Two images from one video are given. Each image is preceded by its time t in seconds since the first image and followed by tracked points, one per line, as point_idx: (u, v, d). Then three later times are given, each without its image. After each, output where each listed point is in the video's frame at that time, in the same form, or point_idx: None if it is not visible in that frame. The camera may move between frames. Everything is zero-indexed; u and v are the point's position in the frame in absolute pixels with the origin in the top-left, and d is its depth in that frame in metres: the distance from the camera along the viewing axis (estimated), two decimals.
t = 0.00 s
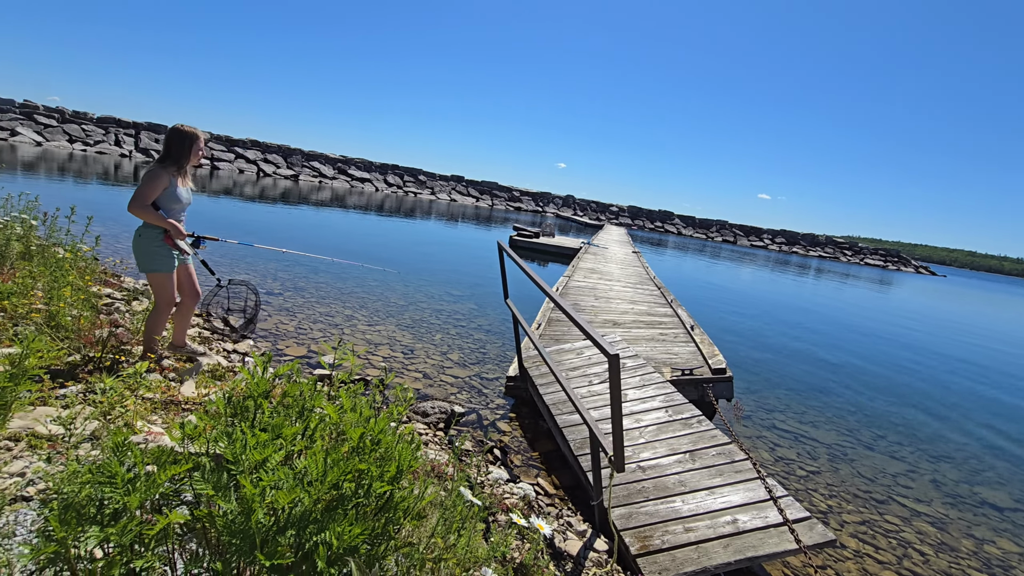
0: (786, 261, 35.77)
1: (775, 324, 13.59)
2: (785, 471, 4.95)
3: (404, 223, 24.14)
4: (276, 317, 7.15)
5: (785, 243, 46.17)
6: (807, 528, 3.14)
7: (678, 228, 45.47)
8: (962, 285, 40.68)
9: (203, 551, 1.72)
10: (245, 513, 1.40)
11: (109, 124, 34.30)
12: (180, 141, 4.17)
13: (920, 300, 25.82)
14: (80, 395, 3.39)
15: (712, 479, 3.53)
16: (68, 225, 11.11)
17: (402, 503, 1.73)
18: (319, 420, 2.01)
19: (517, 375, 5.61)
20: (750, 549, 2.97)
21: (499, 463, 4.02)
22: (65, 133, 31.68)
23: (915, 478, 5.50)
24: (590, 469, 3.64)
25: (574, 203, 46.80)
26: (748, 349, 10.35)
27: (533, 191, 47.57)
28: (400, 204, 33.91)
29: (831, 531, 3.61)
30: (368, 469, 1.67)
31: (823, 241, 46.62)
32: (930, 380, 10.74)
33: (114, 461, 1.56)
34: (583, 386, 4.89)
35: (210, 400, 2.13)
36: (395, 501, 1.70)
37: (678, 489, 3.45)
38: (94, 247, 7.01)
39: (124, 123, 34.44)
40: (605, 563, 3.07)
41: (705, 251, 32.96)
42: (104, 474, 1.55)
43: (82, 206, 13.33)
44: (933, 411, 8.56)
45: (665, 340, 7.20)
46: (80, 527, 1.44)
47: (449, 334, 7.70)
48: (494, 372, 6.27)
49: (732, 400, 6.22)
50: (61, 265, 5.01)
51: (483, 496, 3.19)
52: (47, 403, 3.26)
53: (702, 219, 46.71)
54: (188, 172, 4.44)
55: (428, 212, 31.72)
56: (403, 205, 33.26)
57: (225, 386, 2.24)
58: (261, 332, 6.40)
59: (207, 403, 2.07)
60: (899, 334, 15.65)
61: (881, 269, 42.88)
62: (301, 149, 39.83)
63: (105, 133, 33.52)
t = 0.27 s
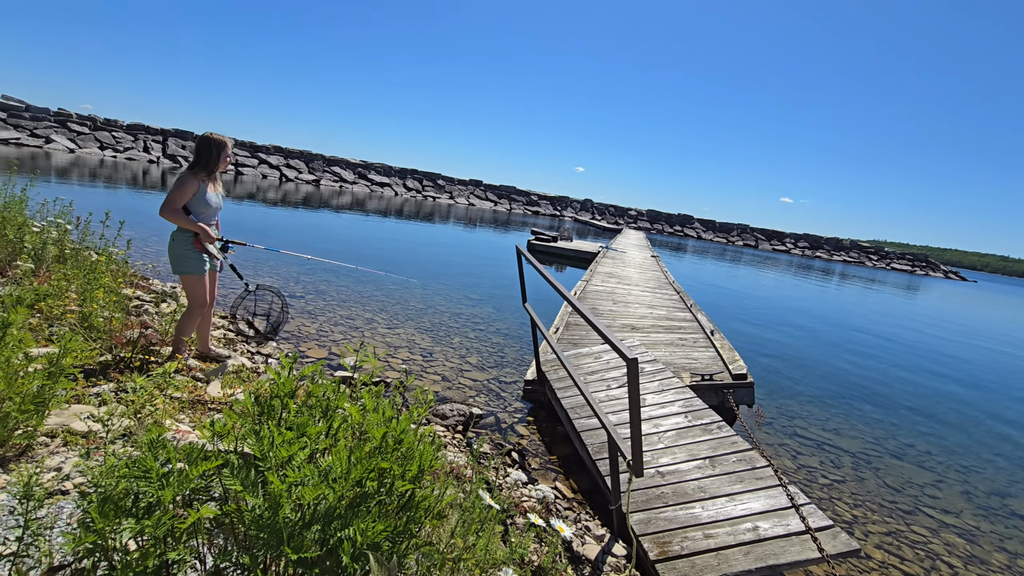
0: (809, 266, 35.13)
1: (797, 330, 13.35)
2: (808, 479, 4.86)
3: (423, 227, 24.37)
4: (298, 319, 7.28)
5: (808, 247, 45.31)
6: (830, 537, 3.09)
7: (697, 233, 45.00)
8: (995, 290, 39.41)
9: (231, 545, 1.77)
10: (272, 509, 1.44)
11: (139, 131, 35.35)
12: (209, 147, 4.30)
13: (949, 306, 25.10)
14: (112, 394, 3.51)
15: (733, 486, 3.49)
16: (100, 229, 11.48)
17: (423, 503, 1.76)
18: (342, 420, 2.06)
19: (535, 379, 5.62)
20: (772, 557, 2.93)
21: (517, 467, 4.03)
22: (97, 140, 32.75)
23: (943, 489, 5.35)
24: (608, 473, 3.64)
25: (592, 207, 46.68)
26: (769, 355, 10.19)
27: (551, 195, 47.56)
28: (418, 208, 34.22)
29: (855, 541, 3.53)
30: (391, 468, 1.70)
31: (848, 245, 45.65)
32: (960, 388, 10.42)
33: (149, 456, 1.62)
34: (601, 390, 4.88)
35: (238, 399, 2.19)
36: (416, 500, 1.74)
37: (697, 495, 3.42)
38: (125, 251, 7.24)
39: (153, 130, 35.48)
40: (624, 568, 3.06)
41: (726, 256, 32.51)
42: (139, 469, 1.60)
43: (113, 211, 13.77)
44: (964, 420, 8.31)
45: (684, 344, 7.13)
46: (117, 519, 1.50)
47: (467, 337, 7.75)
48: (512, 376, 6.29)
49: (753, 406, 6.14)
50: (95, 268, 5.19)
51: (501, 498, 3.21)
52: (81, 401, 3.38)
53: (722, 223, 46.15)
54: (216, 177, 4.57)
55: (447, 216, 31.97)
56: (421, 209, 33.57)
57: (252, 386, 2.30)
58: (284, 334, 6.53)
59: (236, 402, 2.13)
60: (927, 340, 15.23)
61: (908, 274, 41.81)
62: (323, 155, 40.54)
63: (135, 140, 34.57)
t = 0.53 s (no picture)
0: (825, 270, 34.64)
1: (813, 334, 13.18)
2: (823, 486, 4.79)
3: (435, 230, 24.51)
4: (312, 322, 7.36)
5: (824, 251, 44.69)
6: (846, 545, 3.04)
7: (711, 236, 44.65)
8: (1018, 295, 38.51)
9: (247, 545, 1.79)
10: (288, 509, 1.46)
11: (158, 136, 36.03)
12: (227, 154, 4.37)
13: (970, 311, 24.59)
14: (130, 395, 3.58)
15: (746, 492, 3.46)
16: (120, 232, 11.72)
17: (435, 505, 1.78)
18: (356, 423, 2.08)
19: (546, 383, 5.62)
20: (786, 565, 2.90)
21: (528, 470, 4.04)
22: (118, 145, 33.46)
23: (964, 498, 5.24)
24: (620, 478, 3.62)
25: (605, 211, 46.55)
26: (784, 360, 10.07)
27: (563, 198, 47.52)
28: (431, 212, 34.41)
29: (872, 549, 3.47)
30: (403, 471, 1.72)
31: (865, 249, 44.99)
32: (981, 395, 10.20)
33: (168, 456, 1.65)
34: (614, 395, 4.86)
35: (254, 401, 2.22)
36: (428, 502, 1.76)
37: (710, 502, 3.39)
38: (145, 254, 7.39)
39: (172, 135, 36.16)
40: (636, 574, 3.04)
41: (740, 259, 32.19)
42: (158, 470, 1.63)
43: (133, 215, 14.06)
44: (985, 428, 8.13)
45: (697, 349, 7.08)
46: (137, 519, 1.53)
47: (479, 340, 7.77)
48: (524, 379, 6.29)
49: (767, 412, 6.07)
50: (115, 271, 5.30)
51: (513, 501, 3.21)
52: (102, 401, 3.46)
53: (736, 226, 45.74)
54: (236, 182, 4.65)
55: (459, 219, 32.10)
56: (434, 213, 33.77)
57: (267, 388, 2.34)
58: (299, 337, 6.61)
59: (252, 403, 2.16)
60: (947, 346, 14.94)
61: (928, 279, 41.05)
62: (337, 159, 41.00)
63: (154, 145, 35.27)
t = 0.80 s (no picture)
0: (835, 272, 34.35)
1: (823, 338, 13.06)
2: (833, 491, 4.74)
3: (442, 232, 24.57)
4: (320, 324, 7.39)
5: (833, 253, 44.29)
6: (856, 550, 3.00)
7: (719, 238, 44.44)
8: None
9: (254, 546, 1.80)
10: (294, 511, 1.47)
11: (169, 139, 36.42)
12: (239, 159, 4.42)
13: (983, 314, 24.27)
14: (141, 396, 3.62)
15: (754, 496, 3.43)
16: (131, 235, 11.85)
17: (441, 507, 1.78)
18: (363, 424, 2.09)
19: (553, 386, 5.61)
20: (794, 570, 2.87)
21: (535, 473, 4.03)
22: (129, 149, 33.89)
23: (977, 504, 5.16)
24: (627, 481, 3.61)
25: (612, 213, 46.46)
26: (793, 363, 9.99)
27: (570, 200, 47.46)
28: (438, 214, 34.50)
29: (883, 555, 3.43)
30: (409, 473, 1.73)
31: (875, 251, 44.58)
32: (995, 399, 10.06)
33: (177, 457, 1.67)
34: (620, 398, 4.85)
35: (261, 403, 2.24)
36: (435, 504, 1.76)
37: (718, 506, 3.37)
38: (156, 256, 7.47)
39: (182, 138, 36.56)
40: None
41: (749, 262, 31.97)
42: (167, 471, 1.64)
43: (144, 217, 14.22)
44: (999, 433, 8.01)
45: (705, 352, 7.04)
46: (146, 519, 1.54)
47: (486, 343, 7.77)
48: (530, 382, 6.29)
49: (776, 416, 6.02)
50: (127, 273, 5.36)
51: (519, 504, 3.21)
52: (113, 401, 3.50)
53: (745, 229, 45.49)
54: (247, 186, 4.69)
55: (466, 222, 32.18)
56: (441, 215, 33.86)
57: (275, 390, 2.35)
58: (307, 338, 6.64)
59: (260, 405, 2.17)
60: (960, 350, 14.76)
61: (939, 281, 40.58)
62: (345, 162, 41.27)
63: (165, 148, 35.67)
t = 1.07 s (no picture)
0: (840, 274, 34.20)
1: (828, 340, 13.01)
2: (838, 494, 4.72)
3: (446, 234, 24.61)
4: (324, 325, 7.41)
5: (838, 254, 44.11)
6: (861, 554, 2.99)
7: (723, 240, 44.33)
8: None
9: (259, 545, 1.81)
10: (298, 511, 1.47)
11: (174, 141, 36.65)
12: (246, 162, 4.44)
13: (989, 316, 24.12)
14: (146, 396, 3.64)
15: (759, 499, 3.41)
16: (137, 236, 11.93)
17: (445, 508, 1.78)
18: (368, 425, 2.09)
19: (557, 388, 5.61)
20: (799, 573, 2.86)
21: (538, 475, 4.02)
22: (135, 151, 34.11)
23: (983, 507, 5.13)
24: (631, 484, 3.60)
25: (615, 214, 46.41)
26: (797, 365, 9.95)
27: (574, 202, 47.46)
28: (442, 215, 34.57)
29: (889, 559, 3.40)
30: (414, 474, 1.73)
31: (880, 253, 44.40)
32: (1002, 402, 9.99)
33: (183, 457, 1.67)
34: (624, 400, 4.84)
35: (266, 404, 2.25)
36: (439, 505, 1.76)
37: (722, 508, 3.36)
38: (161, 257, 7.52)
39: (187, 140, 36.77)
40: None
41: (753, 263, 31.88)
42: (173, 471, 1.65)
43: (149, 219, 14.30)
44: (1006, 436, 7.96)
45: (709, 354, 7.02)
46: (152, 519, 1.55)
47: (489, 344, 7.78)
48: (534, 383, 6.29)
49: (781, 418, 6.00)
50: (132, 274, 5.40)
51: (523, 506, 3.21)
52: (119, 402, 3.52)
53: (748, 230, 45.38)
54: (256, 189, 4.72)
55: (469, 223, 32.21)
56: (445, 217, 33.91)
57: (280, 390, 2.37)
58: (311, 339, 6.66)
59: (265, 406, 2.18)
60: (966, 352, 14.67)
61: (945, 283, 40.36)
62: (349, 164, 41.42)
63: (170, 150, 35.89)
